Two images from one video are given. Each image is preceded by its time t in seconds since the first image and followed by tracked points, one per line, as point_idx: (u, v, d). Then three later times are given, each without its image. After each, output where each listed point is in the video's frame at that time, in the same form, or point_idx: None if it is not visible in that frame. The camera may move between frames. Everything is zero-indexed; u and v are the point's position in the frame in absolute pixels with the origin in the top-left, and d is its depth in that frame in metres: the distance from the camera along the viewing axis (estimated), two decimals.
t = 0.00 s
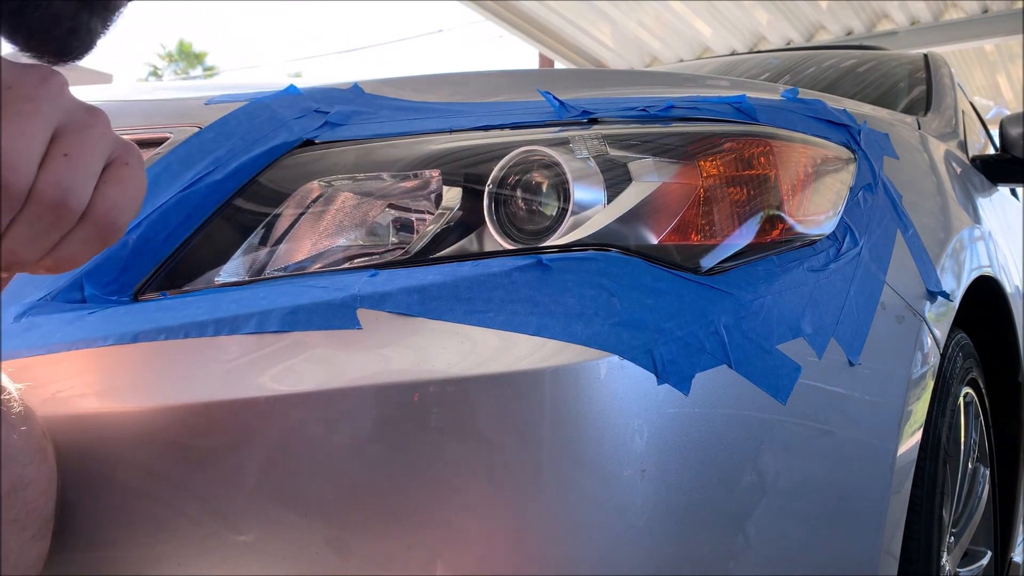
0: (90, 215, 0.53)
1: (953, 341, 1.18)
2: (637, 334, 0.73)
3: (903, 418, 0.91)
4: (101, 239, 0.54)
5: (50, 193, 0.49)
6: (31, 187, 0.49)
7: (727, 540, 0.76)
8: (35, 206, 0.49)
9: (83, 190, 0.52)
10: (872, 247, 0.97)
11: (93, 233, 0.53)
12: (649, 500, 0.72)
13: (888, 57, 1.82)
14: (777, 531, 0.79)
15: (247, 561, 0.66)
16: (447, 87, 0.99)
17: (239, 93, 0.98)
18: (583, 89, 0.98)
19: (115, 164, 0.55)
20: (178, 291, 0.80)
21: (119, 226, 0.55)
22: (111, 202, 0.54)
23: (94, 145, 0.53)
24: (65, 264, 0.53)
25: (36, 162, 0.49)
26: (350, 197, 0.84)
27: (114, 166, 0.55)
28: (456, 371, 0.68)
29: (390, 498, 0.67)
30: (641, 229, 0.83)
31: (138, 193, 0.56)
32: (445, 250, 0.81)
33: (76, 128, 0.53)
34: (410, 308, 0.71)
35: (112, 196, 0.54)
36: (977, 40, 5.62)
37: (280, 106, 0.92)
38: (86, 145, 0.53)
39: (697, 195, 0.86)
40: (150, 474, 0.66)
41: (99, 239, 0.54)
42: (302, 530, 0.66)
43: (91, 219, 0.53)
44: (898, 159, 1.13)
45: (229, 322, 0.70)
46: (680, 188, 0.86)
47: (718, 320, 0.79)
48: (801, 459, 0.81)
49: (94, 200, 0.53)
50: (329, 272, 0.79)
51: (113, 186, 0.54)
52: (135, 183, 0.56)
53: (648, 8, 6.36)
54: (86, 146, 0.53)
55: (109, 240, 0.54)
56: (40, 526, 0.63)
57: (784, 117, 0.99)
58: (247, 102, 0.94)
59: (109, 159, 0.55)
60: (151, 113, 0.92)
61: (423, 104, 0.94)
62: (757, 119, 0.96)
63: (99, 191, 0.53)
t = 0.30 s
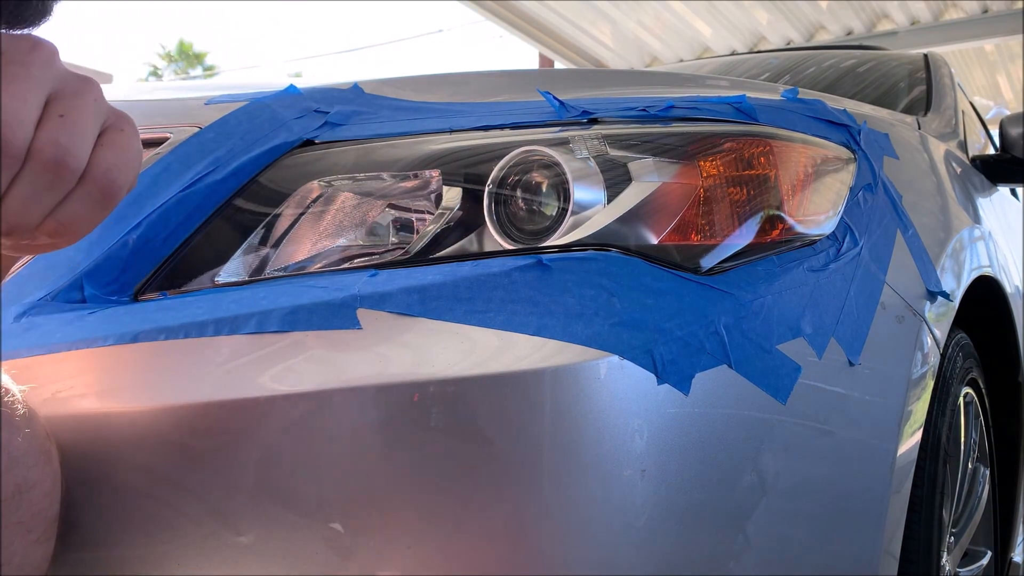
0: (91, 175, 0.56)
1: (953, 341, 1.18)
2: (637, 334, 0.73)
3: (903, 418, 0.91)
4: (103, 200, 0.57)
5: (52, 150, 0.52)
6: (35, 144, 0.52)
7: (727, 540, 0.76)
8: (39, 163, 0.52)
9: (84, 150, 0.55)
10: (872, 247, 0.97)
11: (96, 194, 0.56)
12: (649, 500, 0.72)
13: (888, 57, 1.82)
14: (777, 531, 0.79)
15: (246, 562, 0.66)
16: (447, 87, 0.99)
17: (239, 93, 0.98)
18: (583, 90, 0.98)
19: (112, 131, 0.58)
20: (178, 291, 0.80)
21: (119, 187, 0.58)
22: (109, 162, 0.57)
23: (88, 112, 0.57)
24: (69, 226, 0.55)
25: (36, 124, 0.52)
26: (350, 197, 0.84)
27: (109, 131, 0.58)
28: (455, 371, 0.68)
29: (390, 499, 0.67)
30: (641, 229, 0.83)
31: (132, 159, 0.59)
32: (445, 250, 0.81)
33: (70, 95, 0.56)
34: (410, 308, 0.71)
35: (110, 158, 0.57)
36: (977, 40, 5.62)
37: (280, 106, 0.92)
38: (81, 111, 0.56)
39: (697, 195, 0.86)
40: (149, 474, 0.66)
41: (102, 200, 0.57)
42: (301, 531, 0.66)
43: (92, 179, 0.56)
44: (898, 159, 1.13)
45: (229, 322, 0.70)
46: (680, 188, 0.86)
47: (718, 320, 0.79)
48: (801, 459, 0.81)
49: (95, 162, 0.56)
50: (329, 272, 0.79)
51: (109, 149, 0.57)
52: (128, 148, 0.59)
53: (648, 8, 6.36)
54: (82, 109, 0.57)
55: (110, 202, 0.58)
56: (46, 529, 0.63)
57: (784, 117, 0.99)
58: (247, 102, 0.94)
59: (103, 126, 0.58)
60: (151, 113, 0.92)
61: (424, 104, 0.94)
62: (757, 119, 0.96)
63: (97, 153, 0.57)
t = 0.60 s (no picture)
0: (88, 197, 0.54)
1: (953, 341, 1.18)
2: (637, 334, 0.73)
3: (903, 418, 0.91)
4: (96, 222, 0.55)
5: (50, 174, 0.51)
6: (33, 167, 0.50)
7: (727, 539, 0.76)
8: (37, 186, 0.50)
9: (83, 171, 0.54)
10: (872, 247, 0.97)
11: (89, 217, 0.55)
12: (649, 499, 0.72)
13: (888, 57, 1.82)
14: (776, 530, 0.79)
15: (246, 561, 0.66)
16: (446, 87, 0.99)
17: (239, 93, 0.98)
18: (583, 89, 0.98)
19: (108, 149, 0.57)
20: (178, 291, 0.80)
21: (115, 209, 0.56)
22: (105, 184, 0.55)
23: (86, 131, 0.55)
24: (63, 246, 0.54)
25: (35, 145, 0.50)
26: (350, 197, 0.84)
27: (105, 151, 0.57)
28: (455, 371, 0.68)
29: (392, 501, 0.67)
30: (641, 229, 0.83)
31: (128, 177, 0.58)
32: (445, 250, 0.81)
33: (69, 112, 0.54)
34: (410, 308, 0.71)
35: (106, 180, 0.56)
36: (977, 40, 5.62)
37: (280, 105, 0.92)
38: (80, 130, 0.54)
39: (697, 195, 0.86)
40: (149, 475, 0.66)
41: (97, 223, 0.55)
42: (301, 530, 0.66)
43: (89, 201, 0.54)
44: (898, 159, 1.13)
45: (229, 322, 0.70)
46: (680, 188, 0.86)
47: (718, 320, 0.79)
48: (801, 459, 0.81)
49: (90, 184, 0.55)
50: (329, 273, 0.79)
51: (105, 169, 0.56)
52: (125, 168, 0.57)
53: (648, 8, 6.36)
54: (83, 128, 0.55)
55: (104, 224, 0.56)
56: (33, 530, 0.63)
57: (785, 117, 0.99)
58: (247, 102, 0.93)
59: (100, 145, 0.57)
60: (151, 113, 0.93)
61: (423, 104, 0.94)
62: (757, 119, 0.96)
63: (94, 173, 0.55)
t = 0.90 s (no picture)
0: (146, 195, 0.52)
1: (953, 341, 1.18)
2: (637, 334, 0.73)
3: (903, 418, 0.91)
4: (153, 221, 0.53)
5: (118, 169, 0.50)
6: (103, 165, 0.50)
7: (727, 539, 0.76)
8: (105, 180, 0.49)
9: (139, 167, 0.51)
10: (872, 247, 0.97)
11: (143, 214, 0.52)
12: (649, 500, 0.72)
13: (888, 57, 1.82)
14: (776, 530, 0.79)
15: (247, 561, 0.66)
16: (446, 87, 0.99)
17: (239, 93, 0.99)
18: (583, 89, 0.98)
19: (161, 151, 0.54)
20: (178, 291, 0.80)
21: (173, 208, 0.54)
22: (163, 182, 0.53)
23: (147, 133, 0.54)
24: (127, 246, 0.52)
25: (98, 141, 0.50)
26: (350, 197, 0.84)
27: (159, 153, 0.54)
28: (456, 371, 0.68)
29: (392, 501, 0.67)
30: (641, 229, 0.83)
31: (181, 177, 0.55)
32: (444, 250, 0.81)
33: (122, 117, 0.53)
34: (410, 309, 0.71)
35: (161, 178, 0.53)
36: (977, 40, 5.62)
37: (280, 105, 0.92)
38: (134, 130, 0.52)
39: (697, 195, 0.86)
40: (149, 474, 0.66)
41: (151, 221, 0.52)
42: (301, 530, 0.66)
43: (147, 200, 0.52)
44: (898, 159, 1.13)
45: (229, 322, 0.70)
46: (681, 188, 0.86)
47: (718, 320, 0.79)
48: (801, 459, 0.81)
49: (148, 183, 0.52)
50: (329, 273, 0.79)
51: (162, 168, 0.53)
52: (178, 169, 0.55)
53: (648, 8, 6.36)
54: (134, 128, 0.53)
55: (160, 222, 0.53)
56: (34, 527, 0.63)
57: (785, 117, 0.99)
58: (247, 102, 0.94)
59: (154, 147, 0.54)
60: (151, 113, 0.93)
61: (423, 104, 0.94)
62: (757, 119, 0.96)
63: (150, 173, 0.52)
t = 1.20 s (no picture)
0: (153, 157, 0.63)
1: (953, 341, 1.18)
2: (637, 334, 0.73)
3: (903, 418, 0.91)
4: (162, 179, 0.64)
5: (120, 129, 0.59)
6: (107, 126, 0.59)
7: (727, 540, 0.76)
8: (111, 141, 0.59)
9: (148, 132, 0.62)
10: (872, 247, 0.97)
11: (154, 172, 0.63)
12: (649, 500, 0.72)
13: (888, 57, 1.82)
14: (776, 530, 0.79)
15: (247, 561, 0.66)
16: (446, 87, 0.99)
17: (239, 93, 0.99)
18: (582, 90, 0.98)
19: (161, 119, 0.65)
20: (178, 291, 0.80)
21: (177, 165, 0.65)
22: (166, 145, 0.64)
23: (143, 100, 0.63)
24: (135, 206, 0.63)
25: (102, 105, 0.59)
26: (350, 197, 0.84)
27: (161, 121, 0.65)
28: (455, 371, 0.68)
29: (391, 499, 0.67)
30: (641, 229, 0.83)
31: (181, 139, 0.66)
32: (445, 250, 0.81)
33: (122, 85, 0.62)
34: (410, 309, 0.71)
35: (166, 143, 0.64)
36: (977, 40, 5.63)
37: (280, 105, 0.92)
38: (136, 96, 0.62)
39: (697, 195, 0.86)
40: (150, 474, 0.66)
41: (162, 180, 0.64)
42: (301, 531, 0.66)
43: (154, 160, 0.63)
44: (898, 159, 1.13)
45: (229, 322, 0.70)
46: (681, 187, 0.86)
47: (718, 320, 0.79)
48: (801, 459, 0.81)
49: (153, 146, 0.63)
50: (329, 272, 0.79)
51: (163, 134, 0.64)
52: (178, 133, 0.65)
53: (648, 8, 6.36)
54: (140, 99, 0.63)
55: (168, 181, 0.65)
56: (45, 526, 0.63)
57: (785, 117, 0.99)
58: (247, 102, 0.94)
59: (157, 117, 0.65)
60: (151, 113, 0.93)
61: (423, 104, 0.94)
62: (757, 119, 0.96)
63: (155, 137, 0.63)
